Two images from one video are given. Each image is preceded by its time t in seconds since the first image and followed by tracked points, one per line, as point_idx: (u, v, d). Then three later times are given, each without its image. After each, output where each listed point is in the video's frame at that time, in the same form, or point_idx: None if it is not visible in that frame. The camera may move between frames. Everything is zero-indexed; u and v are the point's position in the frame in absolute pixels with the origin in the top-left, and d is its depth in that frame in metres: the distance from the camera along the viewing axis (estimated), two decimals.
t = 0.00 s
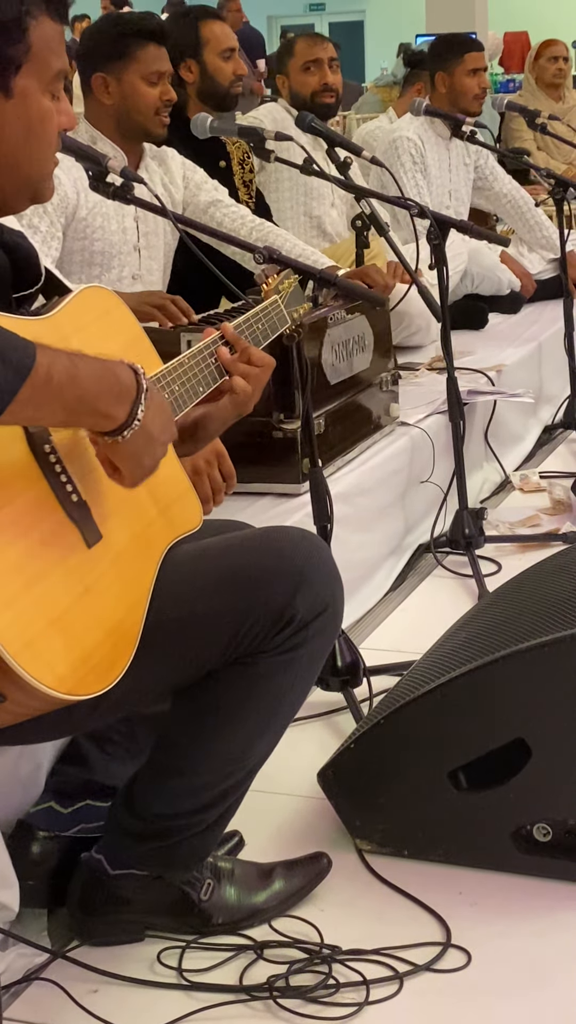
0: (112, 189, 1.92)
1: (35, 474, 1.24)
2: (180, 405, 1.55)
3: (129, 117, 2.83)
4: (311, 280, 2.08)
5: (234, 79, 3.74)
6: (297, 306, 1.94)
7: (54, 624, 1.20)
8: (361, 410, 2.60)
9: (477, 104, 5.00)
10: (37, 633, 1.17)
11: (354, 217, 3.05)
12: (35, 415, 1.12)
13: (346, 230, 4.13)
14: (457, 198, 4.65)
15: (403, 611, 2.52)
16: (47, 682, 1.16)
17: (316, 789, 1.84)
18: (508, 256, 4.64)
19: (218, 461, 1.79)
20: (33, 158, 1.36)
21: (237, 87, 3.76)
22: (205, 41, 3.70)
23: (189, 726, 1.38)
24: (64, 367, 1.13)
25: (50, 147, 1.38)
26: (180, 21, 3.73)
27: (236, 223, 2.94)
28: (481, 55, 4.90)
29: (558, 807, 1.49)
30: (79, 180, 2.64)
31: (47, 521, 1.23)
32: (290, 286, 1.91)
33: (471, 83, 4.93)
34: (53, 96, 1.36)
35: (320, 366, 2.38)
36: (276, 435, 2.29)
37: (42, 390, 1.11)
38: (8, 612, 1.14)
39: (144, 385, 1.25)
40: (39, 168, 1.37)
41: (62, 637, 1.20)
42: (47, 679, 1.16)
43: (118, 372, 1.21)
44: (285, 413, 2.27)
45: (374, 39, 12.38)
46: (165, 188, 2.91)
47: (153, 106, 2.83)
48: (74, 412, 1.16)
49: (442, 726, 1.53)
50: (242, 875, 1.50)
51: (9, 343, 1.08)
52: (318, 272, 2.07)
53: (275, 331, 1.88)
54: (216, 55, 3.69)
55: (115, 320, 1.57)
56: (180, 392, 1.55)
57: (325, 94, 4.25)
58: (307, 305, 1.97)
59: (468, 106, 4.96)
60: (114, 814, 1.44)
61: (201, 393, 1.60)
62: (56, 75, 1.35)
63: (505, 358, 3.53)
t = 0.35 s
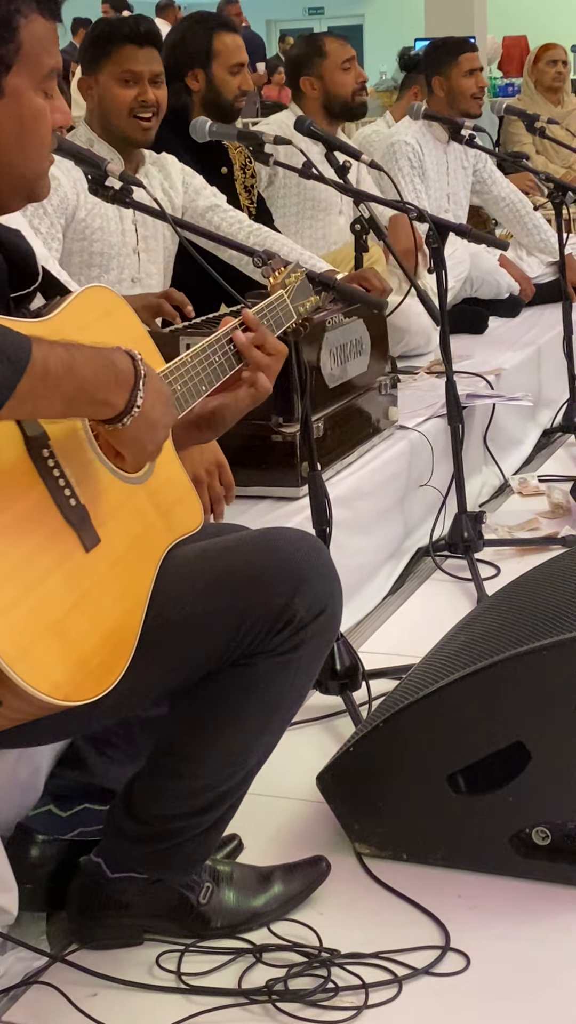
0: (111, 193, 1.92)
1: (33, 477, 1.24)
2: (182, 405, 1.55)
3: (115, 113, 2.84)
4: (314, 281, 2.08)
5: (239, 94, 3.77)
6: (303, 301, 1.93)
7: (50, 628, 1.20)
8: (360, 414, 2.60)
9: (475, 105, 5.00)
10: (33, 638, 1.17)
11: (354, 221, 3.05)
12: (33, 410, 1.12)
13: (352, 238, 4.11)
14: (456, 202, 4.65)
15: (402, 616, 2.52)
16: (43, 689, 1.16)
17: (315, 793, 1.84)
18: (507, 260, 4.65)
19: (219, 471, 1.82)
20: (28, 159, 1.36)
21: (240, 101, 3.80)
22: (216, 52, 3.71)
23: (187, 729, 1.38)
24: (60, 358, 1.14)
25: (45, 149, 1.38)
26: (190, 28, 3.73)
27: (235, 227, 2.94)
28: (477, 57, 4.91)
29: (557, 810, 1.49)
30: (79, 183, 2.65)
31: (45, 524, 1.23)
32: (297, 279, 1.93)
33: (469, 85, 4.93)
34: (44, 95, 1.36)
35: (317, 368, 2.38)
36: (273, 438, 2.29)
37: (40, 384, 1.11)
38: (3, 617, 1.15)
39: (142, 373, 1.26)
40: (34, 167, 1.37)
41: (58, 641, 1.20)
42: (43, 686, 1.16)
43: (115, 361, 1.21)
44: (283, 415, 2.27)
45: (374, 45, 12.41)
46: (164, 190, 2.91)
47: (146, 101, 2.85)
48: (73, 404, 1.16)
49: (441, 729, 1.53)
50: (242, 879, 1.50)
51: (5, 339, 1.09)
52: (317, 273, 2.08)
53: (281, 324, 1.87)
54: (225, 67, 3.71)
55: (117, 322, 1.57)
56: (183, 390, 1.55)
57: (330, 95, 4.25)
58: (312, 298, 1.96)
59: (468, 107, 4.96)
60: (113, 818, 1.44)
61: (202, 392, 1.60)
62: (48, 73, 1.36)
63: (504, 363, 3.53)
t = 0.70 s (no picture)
0: (110, 194, 1.91)
1: (32, 475, 1.24)
2: (178, 411, 1.55)
3: (138, 118, 2.86)
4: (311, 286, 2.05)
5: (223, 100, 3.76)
6: (294, 314, 1.94)
7: (51, 625, 1.20)
8: (359, 416, 2.60)
9: (469, 103, 5.02)
10: (34, 634, 1.18)
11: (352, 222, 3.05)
12: (37, 416, 1.12)
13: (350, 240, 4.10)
14: (454, 203, 4.65)
15: (401, 616, 2.53)
16: (43, 685, 1.17)
17: (314, 794, 1.84)
18: (506, 261, 4.65)
19: (221, 480, 1.80)
20: (23, 159, 1.37)
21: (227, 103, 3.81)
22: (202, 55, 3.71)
23: (186, 731, 1.38)
24: (64, 367, 1.13)
25: (40, 148, 1.38)
26: (180, 28, 3.73)
27: (232, 229, 2.93)
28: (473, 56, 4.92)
29: (555, 812, 1.49)
30: (77, 185, 2.66)
31: (47, 522, 1.24)
32: (287, 295, 1.92)
33: (461, 81, 4.93)
34: (40, 94, 1.36)
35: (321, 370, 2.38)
36: (274, 439, 2.29)
37: (42, 393, 1.11)
38: (6, 613, 1.15)
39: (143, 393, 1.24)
40: (29, 167, 1.38)
41: (60, 639, 1.21)
42: (43, 681, 1.17)
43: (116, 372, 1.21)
44: (283, 420, 2.26)
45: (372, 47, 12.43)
46: (161, 190, 2.90)
47: (161, 102, 2.87)
48: (75, 416, 1.16)
49: (439, 731, 1.53)
50: (240, 880, 1.50)
51: (9, 342, 1.09)
52: (316, 275, 2.04)
53: (272, 338, 1.88)
54: (209, 72, 3.71)
55: (115, 323, 1.57)
56: (178, 398, 1.56)
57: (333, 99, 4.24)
58: (302, 314, 1.96)
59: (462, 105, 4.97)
60: (111, 818, 1.44)
61: (199, 397, 1.61)
62: (43, 73, 1.35)
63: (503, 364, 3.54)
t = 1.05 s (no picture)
0: (109, 194, 1.91)
1: (31, 474, 1.24)
2: (177, 409, 1.55)
3: (135, 116, 2.86)
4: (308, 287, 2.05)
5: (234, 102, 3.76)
6: (289, 314, 1.95)
7: (52, 623, 1.20)
8: (358, 415, 2.60)
9: (472, 105, 5.01)
10: (35, 632, 1.17)
11: (351, 222, 3.05)
12: (34, 427, 1.12)
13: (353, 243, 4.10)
14: (454, 203, 4.66)
15: (401, 615, 2.53)
16: (47, 680, 1.16)
17: (313, 793, 1.84)
18: (505, 261, 4.66)
19: (222, 485, 1.80)
20: (21, 157, 1.37)
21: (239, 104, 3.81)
22: (214, 56, 3.68)
23: (185, 731, 1.38)
24: (62, 379, 1.14)
25: (38, 147, 1.38)
26: (193, 29, 3.71)
27: (232, 227, 2.94)
28: (474, 56, 4.91)
29: (555, 811, 1.49)
30: (75, 186, 2.66)
31: (46, 521, 1.24)
32: (281, 294, 1.94)
33: (467, 84, 4.93)
34: (38, 95, 1.36)
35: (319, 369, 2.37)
36: (272, 438, 2.29)
37: (37, 402, 1.11)
38: (7, 611, 1.15)
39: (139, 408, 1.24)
40: (27, 166, 1.38)
41: (61, 637, 1.21)
42: (48, 678, 1.17)
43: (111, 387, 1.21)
44: (282, 419, 2.29)
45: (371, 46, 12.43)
46: (160, 190, 2.91)
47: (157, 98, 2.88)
48: (72, 427, 1.16)
49: (439, 730, 1.53)
50: (239, 880, 1.50)
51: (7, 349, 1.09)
52: (315, 274, 2.04)
53: (267, 339, 1.87)
54: (223, 73, 3.70)
55: (113, 325, 1.58)
56: (177, 396, 1.55)
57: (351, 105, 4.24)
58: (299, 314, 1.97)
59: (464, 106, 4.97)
60: (110, 818, 1.44)
61: (196, 397, 1.60)
62: (42, 73, 1.35)
63: (502, 364, 3.54)
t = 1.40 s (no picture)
0: (108, 192, 1.91)
1: (30, 473, 1.24)
2: (175, 406, 1.55)
3: (139, 113, 2.85)
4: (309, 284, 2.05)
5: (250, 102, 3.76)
6: (287, 309, 1.96)
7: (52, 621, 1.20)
8: (357, 413, 2.60)
9: (472, 104, 5.01)
10: (35, 630, 1.17)
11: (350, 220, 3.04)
12: (31, 425, 1.12)
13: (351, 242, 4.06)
14: (453, 200, 4.65)
15: (401, 613, 2.53)
16: (46, 680, 1.16)
17: (312, 790, 1.84)
18: (504, 258, 4.65)
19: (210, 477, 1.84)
20: (19, 156, 1.36)
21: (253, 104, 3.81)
22: (230, 56, 3.69)
23: (185, 728, 1.38)
24: (60, 378, 1.13)
25: (36, 147, 1.38)
26: (208, 28, 3.71)
27: (233, 226, 2.94)
28: (473, 54, 4.91)
29: (554, 808, 1.49)
30: (78, 187, 2.64)
31: (45, 519, 1.24)
32: (280, 288, 1.95)
33: (468, 83, 4.92)
34: (33, 92, 1.36)
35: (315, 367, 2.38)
36: (272, 435, 2.30)
37: (37, 400, 1.11)
38: (7, 609, 1.15)
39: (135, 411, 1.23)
40: (25, 165, 1.37)
41: (61, 635, 1.21)
42: (45, 676, 1.16)
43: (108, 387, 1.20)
44: (281, 414, 2.29)
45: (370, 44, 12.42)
46: (161, 187, 2.91)
47: (158, 93, 2.87)
48: (67, 428, 1.15)
49: (438, 727, 1.53)
50: (238, 878, 1.51)
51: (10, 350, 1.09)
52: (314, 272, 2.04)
53: (267, 332, 1.89)
54: (236, 75, 3.70)
55: (111, 323, 1.58)
56: (175, 393, 1.55)
57: (356, 101, 4.24)
58: (297, 306, 1.99)
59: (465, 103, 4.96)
60: (110, 815, 1.44)
61: (194, 394, 1.60)
62: (36, 70, 1.37)
63: (501, 362, 3.54)
